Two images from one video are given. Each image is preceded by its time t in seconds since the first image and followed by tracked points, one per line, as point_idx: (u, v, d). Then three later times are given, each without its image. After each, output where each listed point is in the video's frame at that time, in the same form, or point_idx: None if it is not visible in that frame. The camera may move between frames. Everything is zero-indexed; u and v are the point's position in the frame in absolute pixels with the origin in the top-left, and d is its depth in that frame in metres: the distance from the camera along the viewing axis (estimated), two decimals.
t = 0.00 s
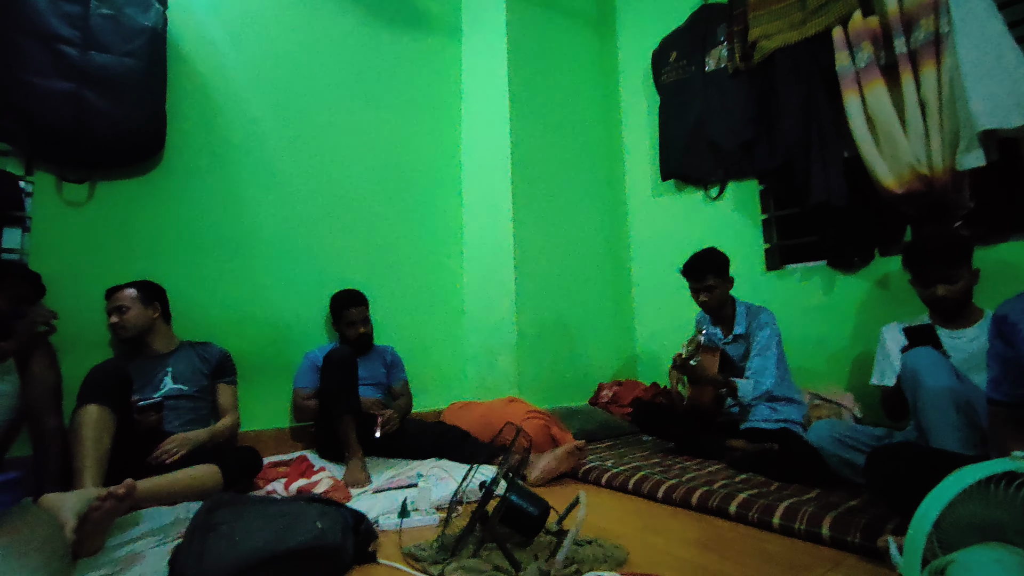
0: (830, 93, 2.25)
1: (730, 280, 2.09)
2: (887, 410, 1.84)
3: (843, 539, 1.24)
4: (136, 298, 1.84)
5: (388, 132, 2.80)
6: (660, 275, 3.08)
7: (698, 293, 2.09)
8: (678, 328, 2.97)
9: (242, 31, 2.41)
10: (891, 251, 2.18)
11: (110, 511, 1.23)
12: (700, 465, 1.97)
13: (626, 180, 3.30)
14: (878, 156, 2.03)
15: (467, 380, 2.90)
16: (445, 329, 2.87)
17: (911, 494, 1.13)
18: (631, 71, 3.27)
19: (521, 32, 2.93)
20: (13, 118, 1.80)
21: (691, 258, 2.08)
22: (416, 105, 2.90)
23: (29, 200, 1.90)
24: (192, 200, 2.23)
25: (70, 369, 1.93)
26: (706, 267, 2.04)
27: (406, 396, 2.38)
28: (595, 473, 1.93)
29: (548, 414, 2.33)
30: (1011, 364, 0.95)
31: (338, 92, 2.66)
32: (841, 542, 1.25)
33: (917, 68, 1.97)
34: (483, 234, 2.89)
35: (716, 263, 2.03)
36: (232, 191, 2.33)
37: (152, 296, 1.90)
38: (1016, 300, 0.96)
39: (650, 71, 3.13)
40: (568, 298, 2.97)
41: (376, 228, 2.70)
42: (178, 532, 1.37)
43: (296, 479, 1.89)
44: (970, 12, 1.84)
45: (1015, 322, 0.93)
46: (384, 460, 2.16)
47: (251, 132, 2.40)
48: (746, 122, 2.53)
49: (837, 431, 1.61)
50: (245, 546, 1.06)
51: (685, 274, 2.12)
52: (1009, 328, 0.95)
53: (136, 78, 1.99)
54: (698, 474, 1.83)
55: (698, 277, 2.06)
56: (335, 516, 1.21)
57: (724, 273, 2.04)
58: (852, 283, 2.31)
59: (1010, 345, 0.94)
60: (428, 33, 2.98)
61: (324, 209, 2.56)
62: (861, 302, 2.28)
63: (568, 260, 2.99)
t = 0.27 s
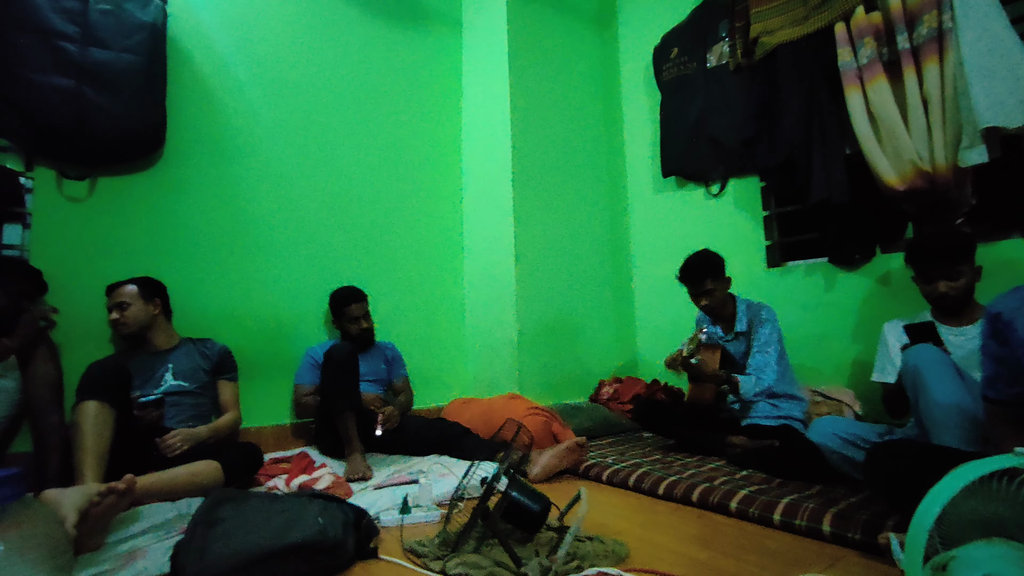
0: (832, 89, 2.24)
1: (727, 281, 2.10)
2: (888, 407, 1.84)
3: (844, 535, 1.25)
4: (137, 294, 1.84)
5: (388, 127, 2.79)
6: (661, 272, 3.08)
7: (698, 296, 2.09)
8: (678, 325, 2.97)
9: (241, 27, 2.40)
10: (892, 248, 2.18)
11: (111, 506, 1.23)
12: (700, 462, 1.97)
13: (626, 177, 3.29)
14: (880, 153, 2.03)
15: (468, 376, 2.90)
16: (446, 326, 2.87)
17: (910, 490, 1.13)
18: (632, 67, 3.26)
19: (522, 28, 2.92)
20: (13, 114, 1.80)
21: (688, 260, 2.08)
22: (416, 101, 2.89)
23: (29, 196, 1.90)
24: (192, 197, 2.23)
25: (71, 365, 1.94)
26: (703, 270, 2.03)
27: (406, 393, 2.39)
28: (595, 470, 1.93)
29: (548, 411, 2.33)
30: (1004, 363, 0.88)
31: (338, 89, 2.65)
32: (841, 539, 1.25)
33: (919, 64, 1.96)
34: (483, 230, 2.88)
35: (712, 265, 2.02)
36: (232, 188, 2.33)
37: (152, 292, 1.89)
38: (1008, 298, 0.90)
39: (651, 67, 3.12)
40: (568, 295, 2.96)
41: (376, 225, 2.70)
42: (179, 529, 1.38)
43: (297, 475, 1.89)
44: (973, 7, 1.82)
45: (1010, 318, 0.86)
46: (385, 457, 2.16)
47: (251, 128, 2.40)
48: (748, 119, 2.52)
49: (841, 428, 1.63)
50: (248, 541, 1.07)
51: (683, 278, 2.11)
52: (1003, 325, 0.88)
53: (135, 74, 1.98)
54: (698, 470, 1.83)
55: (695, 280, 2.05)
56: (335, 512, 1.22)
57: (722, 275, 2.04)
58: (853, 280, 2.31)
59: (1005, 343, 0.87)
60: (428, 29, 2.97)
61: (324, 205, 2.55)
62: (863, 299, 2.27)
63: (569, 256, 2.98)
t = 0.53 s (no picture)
0: (832, 87, 2.24)
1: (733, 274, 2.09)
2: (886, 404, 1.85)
3: (841, 532, 1.25)
4: (136, 292, 1.84)
5: (388, 124, 2.78)
6: (660, 270, 3.08)
7: (701, 287, 2.08)
8: (678, 322, 2.98)
9: (241, 23, 2.39)
10: (891, 246, 2.18)
11: (110, 503, 1.22)
12: (699, 459, 1.97)
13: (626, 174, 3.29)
14: (880, 151, 2.03)
15: (467, 374, 2.91)
16: (446, 323, 2.87)
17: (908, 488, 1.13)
18: (633, 64, 3.25)
19: (522, 25, 2.91)
20: (12, 112, 1.79)
21: (694, 251, 2.07)
22: (416, 98, 2.89)
23: (29, 193, 1.90)
24: (192, 194, 2.23)
25: (71, 362, 1.94)
26: (708, 261, 2.02)
27: (406, 391, 2.40)
28: (594, 467, 1.93)
29: (548, 408, 2.33)
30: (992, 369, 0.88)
31: (338, 86, 2.65)
32: (839, 535, 1.25)
33: (920, 62, 1.96)
34: (483, 228, 2.88)
35: (716, 257, 2.02)
36: (232, 185, 2.33)
37: (151, 290, 1.89)
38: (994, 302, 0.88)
39: (651, 64, 3.11)
40: (568, 293, 2.97)
41: (376, 222, 2.69)
42: (179, 525, 1.38)
43: (297, 472, 1.89)
44: (975, 4, 1.82)
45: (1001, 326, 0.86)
46: (385, 454, 2.17)
47: (251, 125, 2.39)
48: (748, 116, 2.52)
49: (840, 425, 1.64)
50: (247, 538, 1.07)
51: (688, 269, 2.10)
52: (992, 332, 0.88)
53: (135, 71, 1.98)
54: (697, 467, 1.83)
55: (700, 271, 2.05)
56: (335, 509, 1.23)
57: (727, 267, 2.03)
58: (852, 278, 2.31)
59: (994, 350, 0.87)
60: (428, 26, 2.96)
61: (324, 202, 2.55)
62: (862, 297, 2.27)
63: (568, 253, 2.98)
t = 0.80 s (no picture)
0: (832, 84, 2.23)
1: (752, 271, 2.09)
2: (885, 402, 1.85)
3: (840, 529, 1.25)
4: (134, 288, 1.84)
5: (387, 120, 2.78)
6: (660, 267, 3.07)
7: (714, 279, 2.09)
8: (677, 320, 2.98)
9: (239, 18, 2.38)
10: (892, 243, 2.18)
11: (108, 500, 1.21)
12: (699, 456, 1.97)
13: (626, 171, 3.28)
14: (880, 148, 2.02)
15: (466, 371, 2.90)
16: (445, 320, 2.87)
17: (906, 486, 1.13)
18: (632, 61, 3.24)
19: (521, 21, 2.89)
20: (10, 107, 1.79)
21: (716, 243, 2.06)
22: (415, 95, 2.88)
23: (26, 189, 1.90)
24: (190, 190, 2.22)
25: (69, 358, 1.94)
26: (731, 253, 2.01)
27: (405, 389, 2.39)
28: (593, 464, 1.93)
29: (547, 405, 2.33)
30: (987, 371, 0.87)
31: (337, 82, 2.64)
32: (838, 533, 1.25)
33: (921, 58, 1.95)
34: (482, 224, 2.88)
35: (740, 251, 2.01)
36: (231, 181, 2.32)
37: (149, 286, 1.89)
38: (991, 302, 0.87)
39: (651, 60, 3.11)
40: (567, 290, 2.96)
41: (375, 218, 2.69)
42: (177, 523, 1.38)
43: (295, 469, 1.89)
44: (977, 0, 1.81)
45: (998, 328, 0.84)
46: (384, 451, 2.17)
47: (249, 121, 2.38)
48: (748, 113, 2.52)
49: (839, 422, 1.64)
50: (245, 536, 1.07)
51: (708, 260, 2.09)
52: (990, 333, 0.86)
53: (133, 66, 1.97)
54: (697, 465, 1.83)
55: (721, 264, 2.03)
56: (333, 506, 1.23)
57: (747, 263, 2.03)
58: (852, 275, 2.31)
59: (991, 352, 0.86)
60: (426, 21, 2.94)
61: (323, 198, 2.55)
62: (862, 294, 2.27)
63: (567, 250, 2.98)
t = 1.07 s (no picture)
0: (833, 83, 2.23)
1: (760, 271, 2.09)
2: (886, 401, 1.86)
3: (840, 528, 1.25)
4: (135, 287, 1.84)
5: (387, 119, 2.77)
6: (661, 266, 3.07)
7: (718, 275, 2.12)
8: (677, 318, 2.98)
9: (239, 17, 2.38)
10: (893, 242, 2.18)
11: (109, 498, 1.21)
12: (699, 455, 1.97)
13: (627, 170, 3.28)
14: (881, 147, 2.02)
15: (467, 370, 2.91)
16: (445, 319, 2.87)
17: (907, 484, 1.13)
18: (633, 59, 3.24)
19: (522, 19, 2.89)
20: (10, 106, 1.79)
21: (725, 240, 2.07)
22: (416, 93, 2.87)
23: (27, 188, 1.90)
24: (191, 189, 2.22)
25: (70, 357, 1.94)
26: (739, 251, 2.02)
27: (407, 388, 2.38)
28: (594, 462, 1.93)
29: (548, 404, 2.33)
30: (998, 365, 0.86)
31: (337, 80, 2.64)
32: (838, 531, 1.25)
33: (922, 57, 1.95)
34: (483, 223, 2.88)
35: (748, 250, 2.02)
36: (231, 180, 2.32)
37: (150, 285, 1.89)
38: (1003, 295, 0.86)
39: (652, 59, 3.10)
40: (568, 288, 2.96)
41: (375, 217, 2.69)
42: (178, 520, 1.38)
43: (296, 467, 1.89)
44: None
45: (1009, 321, 0.83)
46: (385, 449, 2.17)
47: (250, 120, 2.38)
48: (749, 112, 2.51)
49: (839, 422, 1.64)
50: (246, 534, 1.07)
51: (717, 257, 2.09)
52: (1002, 325, 0.85)
53: (133, 64, 1.97)
54: (697, 463, 1.84)
55: (729, 262, 2.04)
56: (335, 504, 1.23)
57: (754, 262, 2.04)
58: (853, 274, 2.31)
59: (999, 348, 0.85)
60: (427, 20, 2.94)
61: (323, 197, 2.55)
62: (863, 293, 2.27)
63: (568, 249, 2.97)
